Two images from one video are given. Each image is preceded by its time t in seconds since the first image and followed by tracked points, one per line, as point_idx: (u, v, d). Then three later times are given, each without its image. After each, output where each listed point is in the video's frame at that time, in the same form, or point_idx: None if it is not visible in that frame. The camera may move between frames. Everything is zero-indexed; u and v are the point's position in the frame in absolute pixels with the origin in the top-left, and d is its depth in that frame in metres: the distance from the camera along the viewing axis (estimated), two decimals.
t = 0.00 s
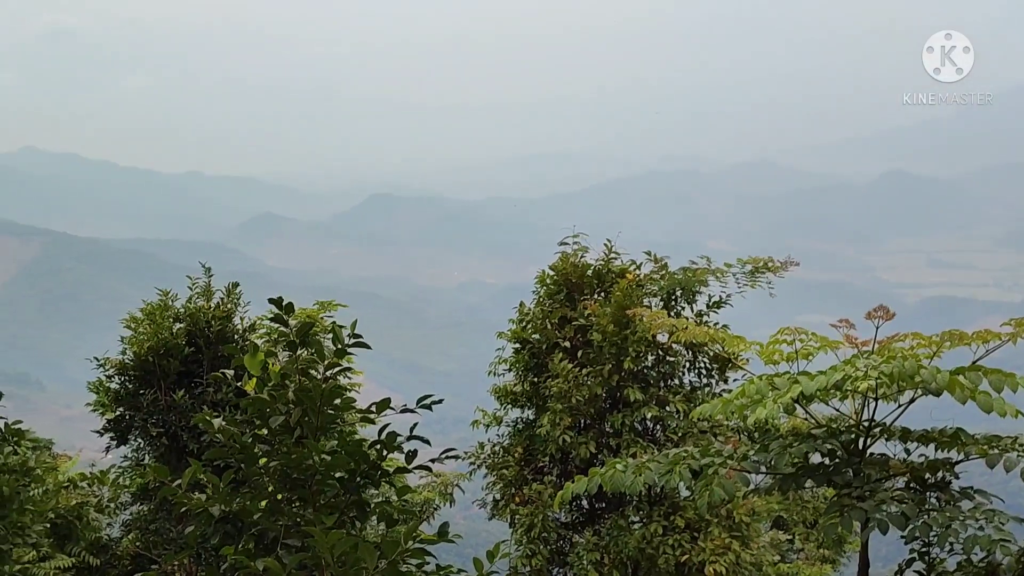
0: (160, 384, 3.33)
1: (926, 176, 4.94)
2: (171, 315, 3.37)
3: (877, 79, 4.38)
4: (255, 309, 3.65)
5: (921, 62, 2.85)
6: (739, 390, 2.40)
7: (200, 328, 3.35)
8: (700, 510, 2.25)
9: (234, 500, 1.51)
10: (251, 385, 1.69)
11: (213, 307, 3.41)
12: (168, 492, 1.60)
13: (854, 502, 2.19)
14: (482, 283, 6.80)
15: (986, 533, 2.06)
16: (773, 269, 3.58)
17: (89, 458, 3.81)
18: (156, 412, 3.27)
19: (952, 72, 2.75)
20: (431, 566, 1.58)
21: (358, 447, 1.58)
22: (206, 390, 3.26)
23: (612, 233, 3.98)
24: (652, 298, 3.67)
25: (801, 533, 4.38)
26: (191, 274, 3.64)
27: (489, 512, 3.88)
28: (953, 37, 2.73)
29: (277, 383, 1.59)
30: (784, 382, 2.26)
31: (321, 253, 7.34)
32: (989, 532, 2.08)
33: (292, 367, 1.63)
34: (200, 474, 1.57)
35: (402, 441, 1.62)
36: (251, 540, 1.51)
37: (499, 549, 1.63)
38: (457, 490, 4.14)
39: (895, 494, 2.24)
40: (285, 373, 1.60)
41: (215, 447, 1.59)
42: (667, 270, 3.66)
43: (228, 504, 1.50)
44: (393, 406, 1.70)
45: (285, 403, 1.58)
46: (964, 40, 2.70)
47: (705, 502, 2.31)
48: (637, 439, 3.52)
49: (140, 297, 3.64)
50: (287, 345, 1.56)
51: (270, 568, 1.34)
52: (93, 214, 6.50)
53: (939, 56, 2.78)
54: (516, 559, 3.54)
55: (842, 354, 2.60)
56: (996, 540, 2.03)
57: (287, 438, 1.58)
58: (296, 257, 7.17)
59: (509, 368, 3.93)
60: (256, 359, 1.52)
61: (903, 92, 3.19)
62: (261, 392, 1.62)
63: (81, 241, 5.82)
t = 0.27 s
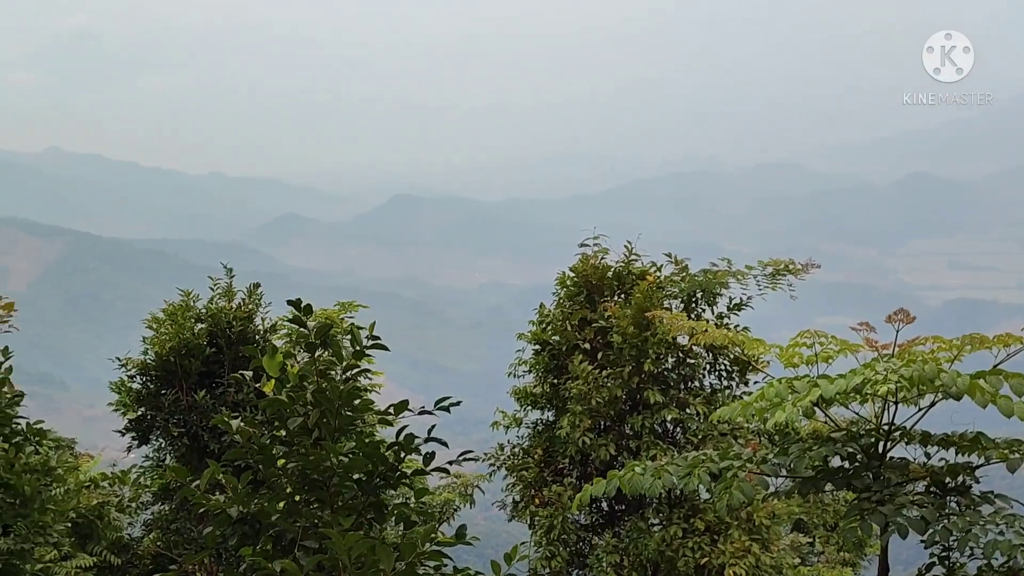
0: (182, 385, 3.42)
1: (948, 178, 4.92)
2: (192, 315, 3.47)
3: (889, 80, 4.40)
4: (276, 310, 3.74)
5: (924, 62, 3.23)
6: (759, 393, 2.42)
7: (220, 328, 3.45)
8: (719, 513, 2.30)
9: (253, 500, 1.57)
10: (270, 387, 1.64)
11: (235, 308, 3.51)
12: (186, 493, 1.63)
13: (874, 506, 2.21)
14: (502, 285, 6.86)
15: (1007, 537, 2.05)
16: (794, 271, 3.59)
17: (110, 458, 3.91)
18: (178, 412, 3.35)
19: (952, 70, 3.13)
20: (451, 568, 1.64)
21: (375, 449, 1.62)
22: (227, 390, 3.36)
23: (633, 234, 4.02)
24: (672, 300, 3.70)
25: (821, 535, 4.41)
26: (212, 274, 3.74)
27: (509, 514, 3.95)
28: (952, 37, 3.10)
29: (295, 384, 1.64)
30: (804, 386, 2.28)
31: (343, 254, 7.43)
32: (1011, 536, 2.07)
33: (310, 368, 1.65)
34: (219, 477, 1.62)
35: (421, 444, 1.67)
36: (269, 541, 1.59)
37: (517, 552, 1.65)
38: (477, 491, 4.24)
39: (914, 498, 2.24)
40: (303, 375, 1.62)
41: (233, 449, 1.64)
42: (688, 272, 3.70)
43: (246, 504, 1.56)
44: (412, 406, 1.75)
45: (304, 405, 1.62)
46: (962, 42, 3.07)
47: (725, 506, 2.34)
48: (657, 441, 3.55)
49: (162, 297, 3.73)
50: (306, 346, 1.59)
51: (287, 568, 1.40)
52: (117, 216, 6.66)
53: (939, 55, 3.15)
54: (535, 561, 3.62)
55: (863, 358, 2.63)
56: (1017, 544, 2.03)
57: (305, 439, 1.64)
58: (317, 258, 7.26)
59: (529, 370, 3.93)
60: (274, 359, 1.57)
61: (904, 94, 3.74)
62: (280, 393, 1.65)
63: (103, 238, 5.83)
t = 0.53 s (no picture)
0: (202, 385, 3.48)
1: (972, 178, 4.89)
2: (213, 315, 3.54)
3: (892, 82, 4.43)
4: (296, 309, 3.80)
5: (923, 61, 3.08)
6: (778, 394, 2.43)
7: (241, 328, 3.53)
8: (738, 515, 2.30)
9: (270, 501, 1.60)
10: (291, 386, 1.73)
11: (254, 308, 3.58)
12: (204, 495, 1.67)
13: (895, 508, 2.21)
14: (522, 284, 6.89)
15: None
16: (816, 271, 3.59)
17: (129, 458, 3.92)
18: (199, 411, 3.42)
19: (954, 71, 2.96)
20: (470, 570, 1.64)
21: (392, 449, 1.67)
22: (247, 389, 3.43)
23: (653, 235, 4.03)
24: (693, 301, 3.72)
25: (843, 537, 4.39)
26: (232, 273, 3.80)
27: (529, 514, 3.96)
28: (952, 38, 2.94)
29: (313, 385, 1.67)
30: (823, 388, 2.28)
31: (364, 255, 7.51)
32: None
33: (327, 369, 1.70)
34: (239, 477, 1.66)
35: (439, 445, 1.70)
36: (288, 541, 1.59)
37: (536, 553, 1.69)
38: (497, 491, 4.30)
39: (935, 501, 2.23)
40: (321, 376, 1.67)
41: (251, 450, 1.68)
42: (709, 272, 3.71)
43: (264, 505, 1.60)
44: (431, 407, 1.78)
45: (322, 404, 1.66)
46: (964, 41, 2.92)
47: (743, 507, 2.35)
48: (677, 443, 3.56)
49: (184, 297, 3.80)
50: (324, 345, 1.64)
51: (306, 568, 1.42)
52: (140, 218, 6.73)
53: (939, 56, 3.01)
54: (555, 562, 3.67)
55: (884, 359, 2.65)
56: None
57: (324, 439, 1.67)
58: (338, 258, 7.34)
59: (549, 370, 3.98)
60: (292, 358, 1.62)
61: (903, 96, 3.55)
62: (298, 393, 1.70)
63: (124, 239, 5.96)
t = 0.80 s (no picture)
0: (225, 383, 3.59)
1: (998, 178, 4.87)
2: (236, 314, 3.63)
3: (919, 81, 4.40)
4: (319, 308, 3.88)
5: (925, 61, 3.39)
6: (800, 394, 2.45)
7: (265, 327, 3.61)
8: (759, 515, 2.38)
9: (291, 499, 1.67)
10: (311, 385, 1.80)
11: (277, 306, 3.66)
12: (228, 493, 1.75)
13: (917, 510, 2.23)
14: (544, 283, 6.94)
15: None
16: (839, 271, 3.60)
17: (155, 455, 4.01)
18: (222, 409, 3.52)
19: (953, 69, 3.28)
20: (491, 568, 1.69)
21: (413, 449, 1.69)
22: (270, 388, 3.51)
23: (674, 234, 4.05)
24: (715, 301, 3.74)
25: (864, 537, 4.39)
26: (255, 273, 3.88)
27: (550, 514, 4.00)
28: (952, 38, 3.25)
29: (335, 383, 1.73)
30: (845, 388, 2.30)
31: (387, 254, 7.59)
32: None
33: (348, 368, 1.76)
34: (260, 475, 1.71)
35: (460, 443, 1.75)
36: (309, 540, 1.70)
37: (555, 552, 1.72)
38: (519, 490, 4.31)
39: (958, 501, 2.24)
40: (342, 374, 1.72)
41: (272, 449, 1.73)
42: (731, 272, 3.73)
43: (285, 503, 1.67)
44: (451, 406, 1.83)
45: (342, 404, 1.71)
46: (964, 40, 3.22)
47: (766, 507, 2.38)
48: (700, 443, 3.59)
49: (207, 296, 3.88)
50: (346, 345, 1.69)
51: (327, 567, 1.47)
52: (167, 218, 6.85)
53: (939, 56, 3.31)
54: (577, 561, 3.71)
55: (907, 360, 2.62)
56: None
57: (344, 438, 1.72)
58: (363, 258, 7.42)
59: (570, 370, 4.01)
60: (314, 358, 1.67)
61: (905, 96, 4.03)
62: (320, 392, 1.76)
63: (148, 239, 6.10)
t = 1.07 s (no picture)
0: (246, 381, 3.65)
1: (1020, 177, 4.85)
2: (257, 313, 3.69)
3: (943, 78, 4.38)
4: (338, 307, 3.94)
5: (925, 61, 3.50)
6: (820, 393, 2.46)
7: (286, 326, 3.69)
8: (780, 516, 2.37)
9: (311, 496, 1.72)
10: (331, 383, 1.86)
11: (299, 305, 3.73)
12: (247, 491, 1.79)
13: (936, 508, 2.21)
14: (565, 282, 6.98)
15: None
16: (860, 270, 3.60)
17: (176, 452, 3.98)
18: (243, 407, 3.57)
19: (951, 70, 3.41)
20: (509, 566, 1.71)
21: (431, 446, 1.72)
22: (291, 387, 3.56)
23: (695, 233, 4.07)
24: (736, 300, 3.76)
25: (885, 537, 4.35)
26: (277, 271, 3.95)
27: (570, 512, 4.03)
28: (952, 38, 3.33)
29: (353, 381, 1.79)
30: (865, 387, 2.31)
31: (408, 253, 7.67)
32: None
33: (367, 366, 1.82)
34: (279, 474, 1.74)
35: (477, 441, 1.78)
36: (328, 538, 1.71)
37: (573, 550, 1.73)
38: (539, 490, 4.24)
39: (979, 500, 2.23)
40: (361, 373, 1.79)
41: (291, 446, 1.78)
42: (752, 271, 3.75)
43: (305, 500, 1.71)
44: (469, 404, 1.86)
45: (360, 402, 1.77)
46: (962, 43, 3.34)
47: (785, 505, 2.40)
48: (720, 442, 3.62)
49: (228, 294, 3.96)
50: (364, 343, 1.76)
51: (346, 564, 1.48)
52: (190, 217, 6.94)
53: (939, 55, 3.42)
54: (597, 559, 3.73)
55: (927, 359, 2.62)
56: None
57: (363, 436, 1.76)
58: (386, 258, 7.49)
59: (590, 369, 4.02)
60: (333, 356, 1.74)
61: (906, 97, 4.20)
62: (339, 389, 1.82)
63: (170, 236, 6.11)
